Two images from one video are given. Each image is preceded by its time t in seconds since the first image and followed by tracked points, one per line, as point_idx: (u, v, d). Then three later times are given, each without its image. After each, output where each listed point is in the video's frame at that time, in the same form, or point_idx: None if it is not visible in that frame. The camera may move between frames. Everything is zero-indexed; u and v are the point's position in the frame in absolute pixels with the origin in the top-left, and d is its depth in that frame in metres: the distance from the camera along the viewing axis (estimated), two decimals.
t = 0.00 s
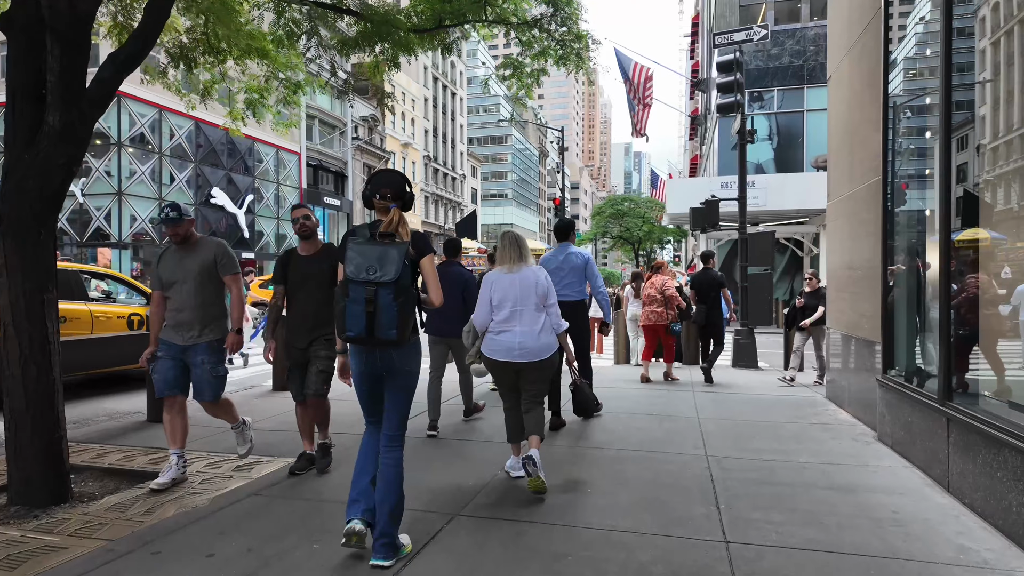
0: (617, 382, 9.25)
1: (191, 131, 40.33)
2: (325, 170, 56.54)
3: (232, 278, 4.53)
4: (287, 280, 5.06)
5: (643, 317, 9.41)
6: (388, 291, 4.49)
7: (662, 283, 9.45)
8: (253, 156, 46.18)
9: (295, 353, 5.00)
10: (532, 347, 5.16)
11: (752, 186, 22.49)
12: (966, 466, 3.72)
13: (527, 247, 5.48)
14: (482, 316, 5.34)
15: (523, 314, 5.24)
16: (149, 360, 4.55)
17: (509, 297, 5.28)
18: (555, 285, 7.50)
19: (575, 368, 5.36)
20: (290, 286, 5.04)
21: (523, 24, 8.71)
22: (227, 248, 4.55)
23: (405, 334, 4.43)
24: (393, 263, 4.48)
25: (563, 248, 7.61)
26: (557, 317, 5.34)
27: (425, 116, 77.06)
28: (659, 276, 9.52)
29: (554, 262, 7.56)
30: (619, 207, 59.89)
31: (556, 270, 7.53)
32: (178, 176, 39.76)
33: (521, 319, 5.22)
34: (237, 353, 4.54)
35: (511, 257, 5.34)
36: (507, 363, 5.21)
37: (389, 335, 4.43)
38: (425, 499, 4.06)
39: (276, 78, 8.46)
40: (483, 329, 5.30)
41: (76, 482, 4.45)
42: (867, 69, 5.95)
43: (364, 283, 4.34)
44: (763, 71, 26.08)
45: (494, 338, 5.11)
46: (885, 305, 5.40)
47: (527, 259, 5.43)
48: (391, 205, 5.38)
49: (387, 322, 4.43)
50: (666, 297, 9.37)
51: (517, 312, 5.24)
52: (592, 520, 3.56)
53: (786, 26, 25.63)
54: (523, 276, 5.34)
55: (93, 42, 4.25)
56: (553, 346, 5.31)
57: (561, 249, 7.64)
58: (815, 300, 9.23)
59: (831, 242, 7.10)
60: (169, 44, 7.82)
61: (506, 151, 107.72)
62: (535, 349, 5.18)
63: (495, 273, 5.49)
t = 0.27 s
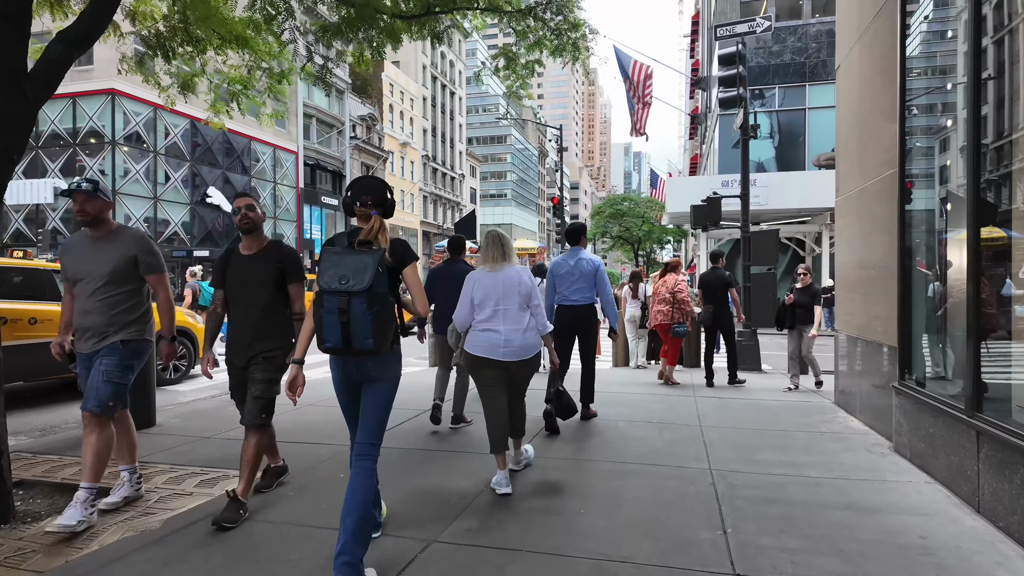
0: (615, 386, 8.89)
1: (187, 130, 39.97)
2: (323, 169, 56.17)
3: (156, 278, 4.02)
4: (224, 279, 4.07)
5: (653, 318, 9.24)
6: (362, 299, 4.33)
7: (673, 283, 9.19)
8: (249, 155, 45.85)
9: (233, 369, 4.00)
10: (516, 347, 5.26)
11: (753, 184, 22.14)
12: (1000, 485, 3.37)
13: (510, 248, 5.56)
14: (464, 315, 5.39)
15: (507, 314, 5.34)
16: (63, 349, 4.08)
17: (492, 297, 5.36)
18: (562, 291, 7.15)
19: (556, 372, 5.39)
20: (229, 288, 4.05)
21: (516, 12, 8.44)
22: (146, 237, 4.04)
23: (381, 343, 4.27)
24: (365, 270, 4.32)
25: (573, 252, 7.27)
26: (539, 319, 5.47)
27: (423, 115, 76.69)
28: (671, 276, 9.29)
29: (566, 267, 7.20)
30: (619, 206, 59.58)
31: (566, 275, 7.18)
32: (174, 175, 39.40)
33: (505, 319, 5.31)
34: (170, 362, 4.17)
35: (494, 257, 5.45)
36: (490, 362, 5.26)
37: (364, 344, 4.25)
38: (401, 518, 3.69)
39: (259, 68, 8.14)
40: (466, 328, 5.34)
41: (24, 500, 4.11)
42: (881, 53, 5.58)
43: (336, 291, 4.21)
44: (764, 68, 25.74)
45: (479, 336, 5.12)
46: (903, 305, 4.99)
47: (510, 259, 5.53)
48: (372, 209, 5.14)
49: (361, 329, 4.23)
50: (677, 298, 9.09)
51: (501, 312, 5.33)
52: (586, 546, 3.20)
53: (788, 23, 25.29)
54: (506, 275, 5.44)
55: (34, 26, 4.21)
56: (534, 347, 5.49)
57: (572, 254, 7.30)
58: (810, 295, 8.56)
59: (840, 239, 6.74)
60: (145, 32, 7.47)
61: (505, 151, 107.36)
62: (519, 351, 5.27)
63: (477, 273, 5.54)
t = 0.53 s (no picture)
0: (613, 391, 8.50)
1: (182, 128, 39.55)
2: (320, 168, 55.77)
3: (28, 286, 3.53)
4: (140, 270, 3.37)
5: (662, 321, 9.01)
6: (334, 292, 4.28)
7: (684, 284, 8.93)
8: (245, 154, 45.47)
9: (145, 380, 3.24)
10: (498, 353, 5.02)
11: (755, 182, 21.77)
12: None
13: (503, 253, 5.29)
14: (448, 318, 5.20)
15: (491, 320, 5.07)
16: None
17: (477, 301, 5.13)
18: (568, 288, 6.60)
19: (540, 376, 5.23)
20: (145, 278, 3.34)
21: None
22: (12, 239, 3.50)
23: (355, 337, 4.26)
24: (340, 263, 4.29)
25: (580, 245, 6.72)
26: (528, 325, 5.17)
27: (421, 114, 76.28)
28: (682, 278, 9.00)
29: (572, 261, 6.66)
30: (618, 206, 59.21)
31: (572, 270, 6.62)
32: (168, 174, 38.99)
33: (489, 324, 5.07)
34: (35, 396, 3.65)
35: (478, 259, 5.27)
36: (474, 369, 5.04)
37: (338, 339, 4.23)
38: (370, 547, 3.30)
39: (238, 56, 7.77)
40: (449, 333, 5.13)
41: None
42: (898, 34, 5.17)
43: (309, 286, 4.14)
44: (765, 64, 25.37)
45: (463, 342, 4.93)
46: (924, 308, 4.58)
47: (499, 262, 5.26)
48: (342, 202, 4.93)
49: (334, 324, 4.21)
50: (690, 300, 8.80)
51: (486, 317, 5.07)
52: None
53: (789, 19, 24.91)
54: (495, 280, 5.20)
55: None
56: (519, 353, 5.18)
57: (579, 247, 6.76)
58: (808, 297, 8.01)
59: (851, 236, 6.35)
60: (115, 19, 7.06)
61: (504, 150, 106.99)
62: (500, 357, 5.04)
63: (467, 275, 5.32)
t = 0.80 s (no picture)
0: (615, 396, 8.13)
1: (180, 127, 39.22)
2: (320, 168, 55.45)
3: None
4: (16, 276, 2.84)
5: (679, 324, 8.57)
6: (320, 300, 3.55)
7: (704, 283, 8.50)
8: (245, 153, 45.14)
9: (27, 416, 2.72)
10: (491, 350, 5.01)
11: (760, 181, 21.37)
12: None
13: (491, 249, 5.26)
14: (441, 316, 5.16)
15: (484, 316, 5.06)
16: None
17: (469, 299, 5.10)
18: (579, 293, 6.46)
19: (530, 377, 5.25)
20: (23, 287, 2.81)
21: None
22: None
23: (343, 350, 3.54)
24: (327, 265, 3.56)
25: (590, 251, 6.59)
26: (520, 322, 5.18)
27: (422, 114, 75.95)
28: (697, 276, 8.62)
29: (582, 268, 6.51)
30: (620, 206, 58.79)
31: (583, 276, 6.48)
32: (166, 173, 38.65)
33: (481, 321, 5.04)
34: None
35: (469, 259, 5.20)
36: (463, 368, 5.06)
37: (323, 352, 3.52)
38: None
39: (220, 46, 7.44)
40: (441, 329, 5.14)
41: None
42: (923, 14, 4.80)
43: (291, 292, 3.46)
44: (770, 61, 24.95)
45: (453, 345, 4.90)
46: (957, 310, 4.18)
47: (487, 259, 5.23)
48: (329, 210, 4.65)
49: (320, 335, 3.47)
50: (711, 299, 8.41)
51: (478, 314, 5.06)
52: None
53: (795, 15, 24.49)
54: (484, 277, 5.19)
55: None
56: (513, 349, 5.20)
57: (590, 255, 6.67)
58: (815, 296, 7.25)
59: (870, 235, 5.97)
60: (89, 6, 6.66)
61: (506, 150, 106.59)
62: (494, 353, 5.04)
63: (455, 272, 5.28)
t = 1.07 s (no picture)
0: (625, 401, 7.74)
1: (187, 126, 39.14)
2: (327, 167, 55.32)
3: None
4: None
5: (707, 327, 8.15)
6: (322, 301, 3.55)
7: (735, 285, 8.09)
8: (251, 152, 45.07)
9: None
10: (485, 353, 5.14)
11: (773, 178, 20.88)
12: None
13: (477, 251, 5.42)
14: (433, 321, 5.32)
15: (475, 319, 5.21)
16: None
17: (461, 302, 5.25)
18: (599, 286, 6.36)
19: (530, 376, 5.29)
20: None
21: None
22: None
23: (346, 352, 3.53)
24: (328, 265, 3.56)
25: (608, 243, 6.44)
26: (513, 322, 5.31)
27: (430, 113, 75.75)
28: (727, 276, 8.20)
29: (600, 260, 6.39)
30: (629, 205, 58.28)
31: (602, 270, 6.37)
32: (173, 172, 38.52)
33: (472, 324, 5.21)
34: None
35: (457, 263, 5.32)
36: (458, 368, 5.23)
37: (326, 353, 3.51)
38: None
39: (211, 33, 7.19)
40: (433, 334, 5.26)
41: None
42: None
43: (292, 294, 3.46)
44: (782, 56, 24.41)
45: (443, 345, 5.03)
46: (1008, 313, 3.76)
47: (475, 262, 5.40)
48: (325, 200, 4.54)
49: (322, 337, 3.45)
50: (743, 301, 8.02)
51: (469, 317, 5.21)
52: None
53: (808, 8, 23.95)
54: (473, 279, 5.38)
55: None
56: (506, 350, 5.32)
57: (608, 246, 6.53)
58: (837, 294, 6.49)
59: (901, 228, 5.54)
60: None
61: (514, 150, 106.23)
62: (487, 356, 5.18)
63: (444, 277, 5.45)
